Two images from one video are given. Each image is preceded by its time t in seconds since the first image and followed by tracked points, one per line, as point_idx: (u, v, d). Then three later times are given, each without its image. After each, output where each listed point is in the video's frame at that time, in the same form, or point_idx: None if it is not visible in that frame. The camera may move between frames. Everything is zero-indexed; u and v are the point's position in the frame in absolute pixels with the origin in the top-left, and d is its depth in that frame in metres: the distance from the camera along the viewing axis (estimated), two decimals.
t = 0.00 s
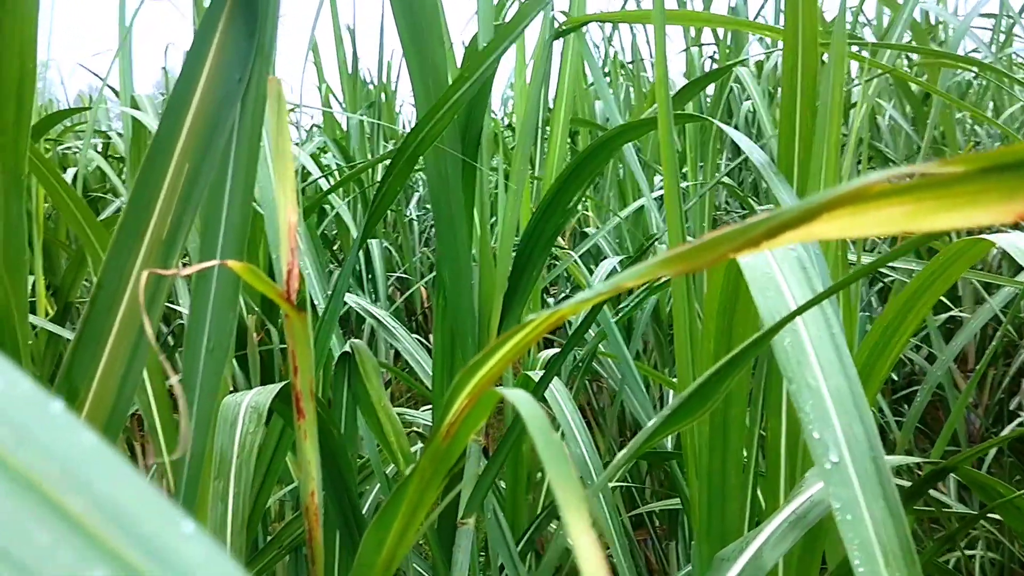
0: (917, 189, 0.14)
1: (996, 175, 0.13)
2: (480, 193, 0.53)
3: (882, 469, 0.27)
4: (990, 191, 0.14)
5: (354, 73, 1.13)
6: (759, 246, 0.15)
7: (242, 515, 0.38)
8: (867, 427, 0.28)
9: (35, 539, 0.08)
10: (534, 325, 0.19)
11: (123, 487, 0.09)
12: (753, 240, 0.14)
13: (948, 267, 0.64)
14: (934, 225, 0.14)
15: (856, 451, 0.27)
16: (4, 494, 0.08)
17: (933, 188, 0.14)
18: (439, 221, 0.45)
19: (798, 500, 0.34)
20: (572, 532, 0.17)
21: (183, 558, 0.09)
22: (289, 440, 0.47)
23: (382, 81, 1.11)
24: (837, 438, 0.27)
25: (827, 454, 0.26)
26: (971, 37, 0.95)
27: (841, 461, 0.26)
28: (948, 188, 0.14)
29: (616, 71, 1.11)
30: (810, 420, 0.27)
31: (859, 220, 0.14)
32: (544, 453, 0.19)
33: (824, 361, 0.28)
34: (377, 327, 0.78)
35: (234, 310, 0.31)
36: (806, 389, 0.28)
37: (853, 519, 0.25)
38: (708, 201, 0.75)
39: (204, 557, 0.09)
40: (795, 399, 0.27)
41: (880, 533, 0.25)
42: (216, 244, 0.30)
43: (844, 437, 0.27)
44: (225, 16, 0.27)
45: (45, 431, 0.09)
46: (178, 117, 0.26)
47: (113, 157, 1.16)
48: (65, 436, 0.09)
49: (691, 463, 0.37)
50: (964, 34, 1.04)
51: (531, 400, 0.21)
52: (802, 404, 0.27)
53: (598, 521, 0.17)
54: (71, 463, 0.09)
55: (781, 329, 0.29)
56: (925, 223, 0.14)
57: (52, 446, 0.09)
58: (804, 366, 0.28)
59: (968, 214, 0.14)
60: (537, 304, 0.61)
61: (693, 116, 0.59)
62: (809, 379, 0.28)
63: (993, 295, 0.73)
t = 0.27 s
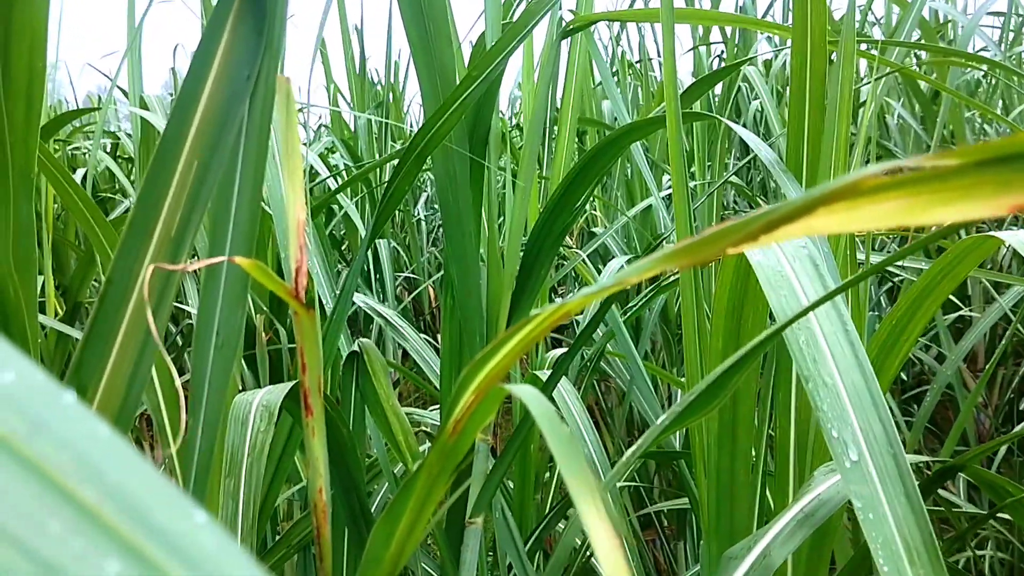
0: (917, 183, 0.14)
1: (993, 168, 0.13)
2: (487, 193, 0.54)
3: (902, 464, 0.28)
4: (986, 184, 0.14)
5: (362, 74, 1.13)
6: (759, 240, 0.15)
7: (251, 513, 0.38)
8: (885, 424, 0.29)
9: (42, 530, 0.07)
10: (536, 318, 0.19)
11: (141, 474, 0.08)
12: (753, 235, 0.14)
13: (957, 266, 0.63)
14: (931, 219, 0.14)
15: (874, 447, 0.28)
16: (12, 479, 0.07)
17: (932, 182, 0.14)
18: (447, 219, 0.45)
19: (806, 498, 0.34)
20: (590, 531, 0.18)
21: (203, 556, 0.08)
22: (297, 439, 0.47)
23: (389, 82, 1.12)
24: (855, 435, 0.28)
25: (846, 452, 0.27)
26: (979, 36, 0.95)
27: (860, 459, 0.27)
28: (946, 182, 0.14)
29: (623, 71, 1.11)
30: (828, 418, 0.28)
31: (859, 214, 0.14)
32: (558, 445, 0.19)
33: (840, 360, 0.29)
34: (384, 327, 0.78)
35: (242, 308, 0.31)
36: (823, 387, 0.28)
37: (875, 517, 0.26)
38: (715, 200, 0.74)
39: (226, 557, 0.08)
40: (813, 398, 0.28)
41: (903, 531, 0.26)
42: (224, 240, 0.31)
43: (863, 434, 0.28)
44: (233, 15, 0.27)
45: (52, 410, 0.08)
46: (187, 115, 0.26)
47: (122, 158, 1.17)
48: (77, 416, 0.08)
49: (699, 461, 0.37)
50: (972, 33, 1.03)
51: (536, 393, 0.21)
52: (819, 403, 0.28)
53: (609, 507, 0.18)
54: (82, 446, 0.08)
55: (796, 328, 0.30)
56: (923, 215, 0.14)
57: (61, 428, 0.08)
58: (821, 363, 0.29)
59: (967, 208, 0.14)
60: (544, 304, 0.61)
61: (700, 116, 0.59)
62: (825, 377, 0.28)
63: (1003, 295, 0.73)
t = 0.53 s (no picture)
0: (913, 181, 0.14)
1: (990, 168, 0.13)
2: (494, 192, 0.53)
3: (932, 460, 0.27)
4: (982, 184, 0.14)
5: (369, 75, 1.14)
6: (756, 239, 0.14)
7: (257, 510, 0.38)
8: (911, 421, 0.28)
9: (53, 515, 0.08)
10: (538, 314, 0.19)
11: (140, 464, 0.09)
12: (749, 233, 0.14)
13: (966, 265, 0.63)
14: (926, 219, 0.14)
15: (903, 446, 0.27)
16: (26, 471, 0.08)
17: (929, 181, 0.14)
18: (453, 218, 0.45)
19: (813, 496, 0.34)
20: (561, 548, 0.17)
21: (201, 534, 0.09)
22: (304, 437, 0.47)
23: (396, 82, 1.12)
24: (882, 432, 0.27)
25: (874, 451, 0.27)
26: (989, 34, 0.94)
27: (889, 457, 0.27)
28: (942, 181, 0.14)
29: (630, 71, 1.11)
30: (855, 417, 0.28)
31: (856, 213, 0.14)
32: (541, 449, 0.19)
33: (861, 357, 0.29)
34: (391, 327, 0.78)
35: (246, 305, 0.31)
36: (846, 385, 0.29)
37: (907, 516, 0.25)
38: (722, 199, 0.74)
39: (220, 535, 0.09)
40: (838, 398, 0.29)
41: (938, 530, 0.25)
42: (228, 236, 0.31)
43: (890, 431, 0.28)
44: (237, 12, 0.27)
45: (64, 410, 0.09)
46: (190, 112, 0.27)
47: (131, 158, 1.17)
48: (83, 413, 0.10)
49: (705, 460, 0.37)
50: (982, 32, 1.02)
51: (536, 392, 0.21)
52: (845, 403, 0.28)
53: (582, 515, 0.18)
54: (88, 439, 0.09)
55: (814, 325, 0.30)
56: (919, 216, 0.14)
57: (72, 425, 0.09)
58: (843, 362, 0.29)
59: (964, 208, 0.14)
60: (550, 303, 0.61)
61: (706, 115, 0.58)
62: (848, 377, 0.29)
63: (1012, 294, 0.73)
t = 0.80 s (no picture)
0: (919, 177, 0.14)
1: (995, 163, 0.13)
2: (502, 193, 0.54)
3: (969, 454, 0.27)
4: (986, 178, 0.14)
5: (377, 76, 1.14)
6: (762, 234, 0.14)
7: (264, 508, 0.38)
8: (946, 416, 0.28)
9: (52, 509, 0.08)
10: (545, 310, 0.19)
11: (140, 460, 0.10)
12: (757, 228, 0.14)
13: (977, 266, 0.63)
14: (931, 213, 0.14)
15: (939, 439, 0.28)
16: (28, 466, 0.09)
17: (935, 177, 0.14)
18: (460, 218, 0.45)
19: (819, 496, 0.33)
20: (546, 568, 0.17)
21: (200, 528, 0.09)
22: (311, 436, 0.47)
23: (405, 83, 1.12)
24: (919, 429, 0.27)
25: (911, 446, 0.27)
26: (1000, 34, 0.93)
27: (926, 452, 0.27)
28: (949, 176, 0.14)
29: (638, 72, 1.11)
30: (890, 414, 0.28)
31: (862, 207, 0.14)
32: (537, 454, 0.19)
33: (893, 354, 0.29)
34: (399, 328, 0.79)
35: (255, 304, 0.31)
36: (878, 381, 0.28)
37: (947, 510, 0.26)
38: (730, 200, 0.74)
39: (218, 530, 0.09)
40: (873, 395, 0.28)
41: (977, 521, 0.26)
42: (236, 234, 0.31)
43: (926, 428, 0.28)
44: (244, 13, 0.27)
45: (66, 405, 0.10)
46: (198, 113, 0.27)
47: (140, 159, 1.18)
48: (86, 409, 0.10)
49: (712, 460, 0.37)
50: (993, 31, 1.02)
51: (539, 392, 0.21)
52: (879, 397, 0.28)
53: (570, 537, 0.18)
54: (90, 434, 0.10)
55: (844, 323, 0.30)
56: (923, 211, 0.14)
57: (75, 421, 0.10)
58: (874, 358, 0.29)
59: (969, 203, 0.14)
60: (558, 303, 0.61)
61: (714, 116, 0.58)
62: (881, 372, 0.28)
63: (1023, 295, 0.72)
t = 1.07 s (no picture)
0: (912, 175, 0.14)
1: (985, 161, 0.14)
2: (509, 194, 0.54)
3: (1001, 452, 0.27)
4: (978, 176, 0.14)
5: (386, 78, 1.14)
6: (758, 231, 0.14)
7: (272, 506, 0.38)
8: (974, 413, 0.28)
9: (65, 490, 0.08)
10: (549, 308, 0.19)
11: (153, 442, 0.10)
12: (754, 225, 0.14)
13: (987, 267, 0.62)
14: (924, 210, 0.14)
15: (968, 435, 0.27)
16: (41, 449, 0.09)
17: (927, 174, 0.14)
18: (468, 219, 0.45)
19: (826, 495, 0.33)
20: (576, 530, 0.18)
21: (211, 509, 0.09)
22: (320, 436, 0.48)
23: (413, 85, 1.12)
24: (948, 426, 0.27)
25: (942, 443, 0.27)
26: (1010, 35, 0.93)
27: (957, 449, 0.26)
28: (940, 173, 0.14)
29: (646, 73, 1.11)
30: (919, 410, 0.28)
31: (856, 204, 0.14)
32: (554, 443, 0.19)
33: (918, 351, 0.29)
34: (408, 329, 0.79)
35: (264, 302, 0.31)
36: (906, 378, 0.28)
37: (983, 506, 0.25)
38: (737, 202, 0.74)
39: (229, 509, 0.10)
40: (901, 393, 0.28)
41: (1011, 516, 0.25)
42: (245, 232, 0.31)
43: (956, 425, 0.27)
44: (252, 13, 0.28)
45: (78, 387, 0.09)
46: (207, 111, 0.27)
47: (150, 161, 1.19)
48: (98, 392, 0.10)
49: (719, 460, 0.37)
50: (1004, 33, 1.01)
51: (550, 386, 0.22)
52: (907, 395, 0.28)
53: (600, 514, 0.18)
54: (102, 417, 0.09)
55: (868, 321, 0.30)
56: (916, 208, 0.14)
57: (88, 404, 0.09)
58: (899, 355, 0.29)
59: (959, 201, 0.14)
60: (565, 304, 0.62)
61: (722, 117, 0.58)
62: (907, 369, 0.29)
63: None
